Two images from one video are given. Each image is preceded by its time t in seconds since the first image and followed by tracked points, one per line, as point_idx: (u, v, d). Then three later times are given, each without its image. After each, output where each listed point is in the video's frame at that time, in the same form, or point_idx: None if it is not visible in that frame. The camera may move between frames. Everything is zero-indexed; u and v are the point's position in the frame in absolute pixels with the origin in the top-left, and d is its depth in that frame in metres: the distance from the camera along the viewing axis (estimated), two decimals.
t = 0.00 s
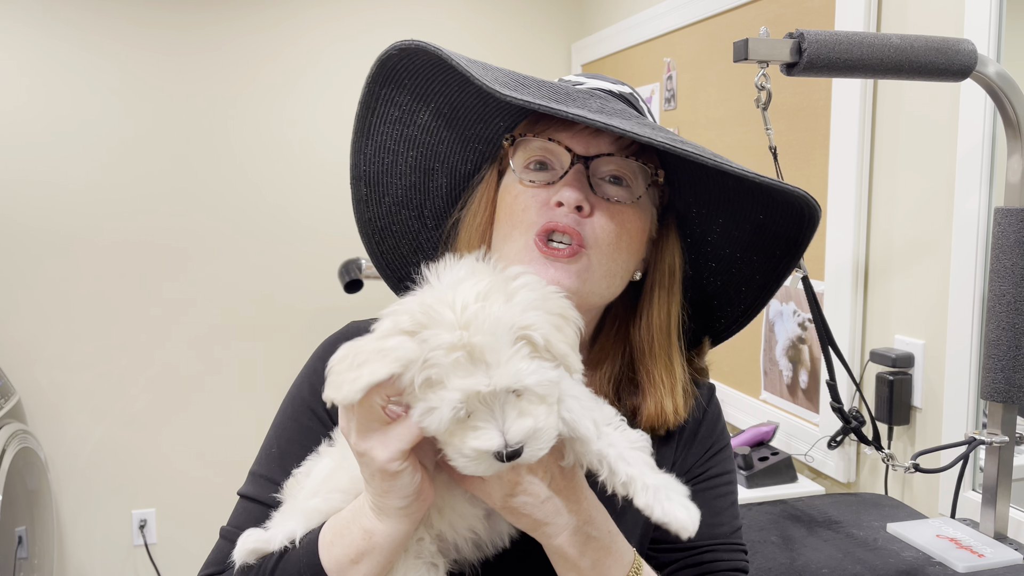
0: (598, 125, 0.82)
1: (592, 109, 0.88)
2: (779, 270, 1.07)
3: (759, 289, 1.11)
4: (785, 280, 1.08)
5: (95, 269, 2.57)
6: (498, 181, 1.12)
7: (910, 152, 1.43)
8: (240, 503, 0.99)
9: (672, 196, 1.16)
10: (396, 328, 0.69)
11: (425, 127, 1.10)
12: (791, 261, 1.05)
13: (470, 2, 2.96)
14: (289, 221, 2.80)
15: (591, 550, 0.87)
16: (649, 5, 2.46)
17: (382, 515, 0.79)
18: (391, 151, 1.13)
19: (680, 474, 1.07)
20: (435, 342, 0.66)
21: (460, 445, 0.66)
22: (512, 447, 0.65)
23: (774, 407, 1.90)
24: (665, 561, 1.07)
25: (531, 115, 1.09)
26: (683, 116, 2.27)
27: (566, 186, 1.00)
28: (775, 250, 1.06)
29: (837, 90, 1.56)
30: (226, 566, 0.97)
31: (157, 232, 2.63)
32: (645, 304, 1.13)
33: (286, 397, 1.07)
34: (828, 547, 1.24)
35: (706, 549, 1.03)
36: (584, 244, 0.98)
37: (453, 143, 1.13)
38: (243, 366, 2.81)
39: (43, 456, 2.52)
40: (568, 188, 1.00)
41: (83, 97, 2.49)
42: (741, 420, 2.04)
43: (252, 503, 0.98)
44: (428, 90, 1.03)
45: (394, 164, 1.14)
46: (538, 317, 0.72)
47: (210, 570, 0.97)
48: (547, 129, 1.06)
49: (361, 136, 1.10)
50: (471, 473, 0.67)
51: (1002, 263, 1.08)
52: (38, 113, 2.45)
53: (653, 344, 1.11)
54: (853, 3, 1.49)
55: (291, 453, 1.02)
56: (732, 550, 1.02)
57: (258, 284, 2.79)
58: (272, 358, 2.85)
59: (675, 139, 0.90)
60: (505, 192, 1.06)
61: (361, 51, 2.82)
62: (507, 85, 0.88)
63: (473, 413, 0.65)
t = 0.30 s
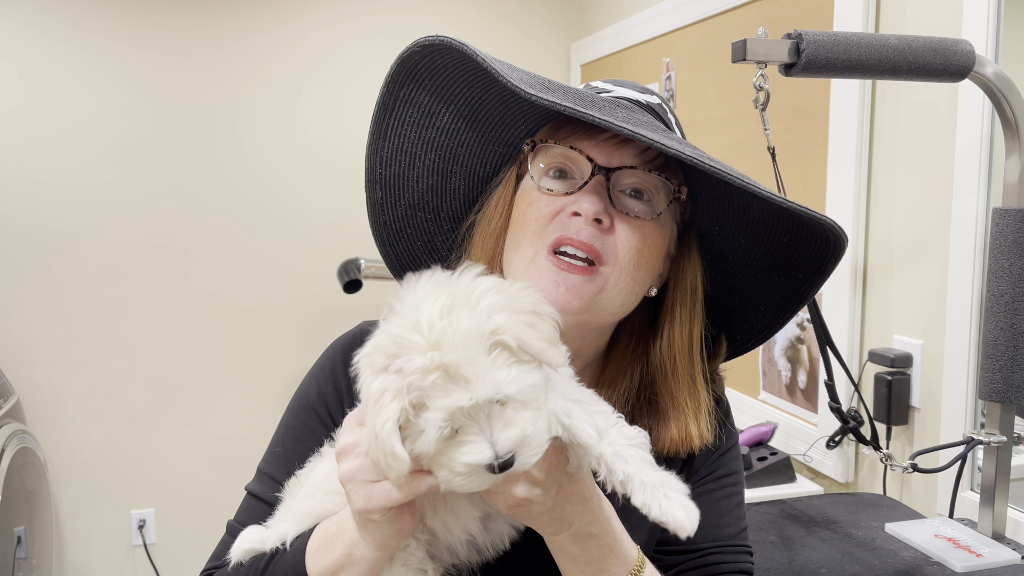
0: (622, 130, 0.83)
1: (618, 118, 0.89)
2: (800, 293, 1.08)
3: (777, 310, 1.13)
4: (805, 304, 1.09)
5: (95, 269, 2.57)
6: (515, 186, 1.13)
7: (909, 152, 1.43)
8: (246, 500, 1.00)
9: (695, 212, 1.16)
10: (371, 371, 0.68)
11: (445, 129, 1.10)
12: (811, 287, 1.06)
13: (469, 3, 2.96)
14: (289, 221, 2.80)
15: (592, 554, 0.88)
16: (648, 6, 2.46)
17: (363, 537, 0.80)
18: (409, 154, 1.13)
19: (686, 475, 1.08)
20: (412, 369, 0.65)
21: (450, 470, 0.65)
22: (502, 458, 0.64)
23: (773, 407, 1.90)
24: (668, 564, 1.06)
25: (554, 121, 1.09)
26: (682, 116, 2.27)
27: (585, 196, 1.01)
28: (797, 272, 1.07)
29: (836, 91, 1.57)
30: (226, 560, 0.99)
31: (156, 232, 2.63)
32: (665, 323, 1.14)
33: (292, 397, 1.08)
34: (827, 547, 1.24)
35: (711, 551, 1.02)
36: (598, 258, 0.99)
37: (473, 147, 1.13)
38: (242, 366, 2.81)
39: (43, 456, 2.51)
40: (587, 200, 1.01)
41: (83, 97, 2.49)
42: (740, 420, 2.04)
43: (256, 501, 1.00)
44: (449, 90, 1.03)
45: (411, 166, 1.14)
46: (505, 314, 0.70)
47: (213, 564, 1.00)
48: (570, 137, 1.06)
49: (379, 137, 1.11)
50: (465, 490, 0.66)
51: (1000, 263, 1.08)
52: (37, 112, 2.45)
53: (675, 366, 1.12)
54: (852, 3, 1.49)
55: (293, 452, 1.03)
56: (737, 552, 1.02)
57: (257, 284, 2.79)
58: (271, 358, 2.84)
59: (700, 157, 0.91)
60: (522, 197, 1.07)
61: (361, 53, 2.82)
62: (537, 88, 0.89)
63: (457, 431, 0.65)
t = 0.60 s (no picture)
0: (618, 136, 0.83)
1: (615, 120, 0.89)
2: (795, 289, 1.10)
3: (771, 307, 1.14)
4: (802, 299, 1.11)
5: (95, 269, 2.57)
6: (513, 181, 1.12)
7: (909, 152, 1.43)
8: (244, 508, 1.00)
9: (690, 210, 1.16)
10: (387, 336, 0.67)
11: (442, 122, 1.10)
12: (806, 282, 1.07)
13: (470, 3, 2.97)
14: (289, 221, 2.80)
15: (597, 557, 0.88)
16: (648, 5, 2.46)
17: (377, 519, 0.79)
18: (406, 144, 1.13)
19: (686, 476, 1.09)
20: (431, 316, 0.65)
21: (501, 396, 0.61)
22: (546, 370, 0.63)
23: (773, 407, 1.90)
24: (670, 565, 1.04)
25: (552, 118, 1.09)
26: (682, 116, 2.27)
27: (581, 194, 1.01)
28: (792, 269, 1.08)
29: (835, 91, 1.57)
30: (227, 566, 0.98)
31: (157, 231, 2.63)
32: (660, 322, 1.15)
33: (288, 404, 1.09)
34: (826, 547, 1.25)
35: (712, 553, 1.02)
36: (594, 255, 1.00)
37: (470, 141, 1.13)
38: (242, 366, 2.81)
39: (43, 455, 2.51)
40: (583, 198, 1.01)
41: (83, 96, 2.49)
42: (740, 420, 2.05)
43: (255, 509, 0.99)
44: (446, 83, 1.03)
45: (408, 157, 1.15)
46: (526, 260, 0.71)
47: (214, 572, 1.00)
48: (567, 135, 1.06)
49: (377, 127, 1.12)
50: (519, 424, 0.61)
51: (999, 263, 1.08)
52: (37, 112, 2.45)
53: (666, 363, 1.13)
54: (851, 4, 1.50)
55: (291, 457, 1.03)
56: (737, 553, 1.02)
57: (257, 284, 2.79)
58: (271, 358, 2.85)
59: (696, 159, 0.91)
60: (518, 192, 1.07)
61: (362, 53, 2.82)
62: (532, 88, 0.90)
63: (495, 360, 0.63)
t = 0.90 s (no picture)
0: (620, 155, 0.84)
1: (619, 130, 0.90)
2: (791, 293, 1.09)
3: (768, 310, 1.13)
4: (797, 304, 1.10)
5: (95, 268, 2.57)
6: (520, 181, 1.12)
7: (910, 151, 1.42)
8: (255, 499, 1.02)
9: (693, 214, 1.16)
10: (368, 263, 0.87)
11: (455, 116, 1.10)
12: (803, 286, 1.06)
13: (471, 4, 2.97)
14: (289, 221, 2.80)
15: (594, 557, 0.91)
16: (649, 5, 2.46)
17: (387, 465, 0.85)
18: (419, 135, 1.14)
19: (688, 473, 1.08)
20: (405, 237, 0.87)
21: (473, 271, 0.81)
22: (511, 258, 0.84)
23: (774, 406, 1.90)
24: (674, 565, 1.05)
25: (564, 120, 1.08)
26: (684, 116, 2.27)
27: (586, 198, 1.02)
28: (790, 274, 1.07)
29: (836, 90, 1.57)
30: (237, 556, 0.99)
31: (157, 231, 2.63)
32: (659, 322, 1.15)
33: (295, 396, 1.10)
34: (827, 546, 1.25)
35: (716, 551, 1.02)
36: (596, 258, 1.00)
37: (480, 137, 1.13)
38: (242, 365, 2.81)
39: (43, 455, 2.51)
40: (588, 201, 1.01)
41: (83, 96, 2.49)
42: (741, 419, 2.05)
43: (267, 499, 1.02)
44: (460, 80, 1.03)
45: (420, 148, 1.16)
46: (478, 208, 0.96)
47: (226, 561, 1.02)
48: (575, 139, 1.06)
49: (392, 116, 1.12)
50: (490, 289, 0.80)
51: (1000, 263, 1.08)
52: (37, 111, 2.45)
53: (662, 361, 1.13)
54: (853, 3, 1.49)
55: (304, 448, 1.06)
56: (740, 552, 1.02)
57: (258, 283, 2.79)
58: (272, 358, 2.84)
59: (697, 172, 0.91)
60: (525, 194, 1.08)
61: (362, 54, 2.82)
62: (538, 101, 0.91)
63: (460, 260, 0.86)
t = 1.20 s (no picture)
0: (629, 135, 0.83)
1: (626, 120, 0.89)
2: (800, 301, 1.08)
3: (778, 316, 1.13)
4: (806, 310, 1.09)
5: (95, 267, 2.57)
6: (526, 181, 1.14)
7: (911, 150, 1.42)
8: (254, 493, 1.05)
9: (699, 216, 1.16)
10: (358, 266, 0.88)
11: (460, 119, 1.11)
12: (811, 291, 1.05)
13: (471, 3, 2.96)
14: (290, 220, 2.80)
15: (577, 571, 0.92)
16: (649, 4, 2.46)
17: (372, 470, 0.86)
18: (423, 139, 1.14)
19: (687, 473, 1.08)
20: (397, 240, 0.90)
21: (469, 270, 0.87)
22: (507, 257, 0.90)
23: (774, 406, 1.90)
24: (667, 566, 1.05)
25: (568, 118, 1.09)
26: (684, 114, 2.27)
27: (591, 193, 1.01)
28: (797, 279, 1.07)
29: (837, 89, 1.56)
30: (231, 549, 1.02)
31: (157, 230, 2.63)
32: (664, 323, 1.15)
33: (297, 394, 1.11)
34: (827, 545, 1.24)
35: (713, 552, 1.03)
36: (600, 254, 0.99)
37: (486, 139, 1.14)
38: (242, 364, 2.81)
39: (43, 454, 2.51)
40: (592, 196, 1.01)
41: (83, 95, 2.49)
42: (742, 418, 2.05)
43: (266, 494, 1.04)
44: (466, 81, 1.04)
45: (425, 153, 1.16)
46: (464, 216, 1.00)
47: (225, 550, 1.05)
48: (581, 135, 1.07)
49: (396, 121, 1.12)
50: (491, 287, 0.86)
51: (1001, 261, 1.08)
52: (37, 111, 2.44)
53: (668, 361, 1.12)
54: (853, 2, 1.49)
55: (303, 448, 1.07)
56: (739, 553, 1.02)
57: (258, 282, 2.79)
58: (272, 357, 2.84)
59: (705, 162, 0.91)
60: (531, 191, 1.08)
61: (361, 53, 2.82)
62: (548, 87, 0.89)
63: (452, 259, 0.90)
